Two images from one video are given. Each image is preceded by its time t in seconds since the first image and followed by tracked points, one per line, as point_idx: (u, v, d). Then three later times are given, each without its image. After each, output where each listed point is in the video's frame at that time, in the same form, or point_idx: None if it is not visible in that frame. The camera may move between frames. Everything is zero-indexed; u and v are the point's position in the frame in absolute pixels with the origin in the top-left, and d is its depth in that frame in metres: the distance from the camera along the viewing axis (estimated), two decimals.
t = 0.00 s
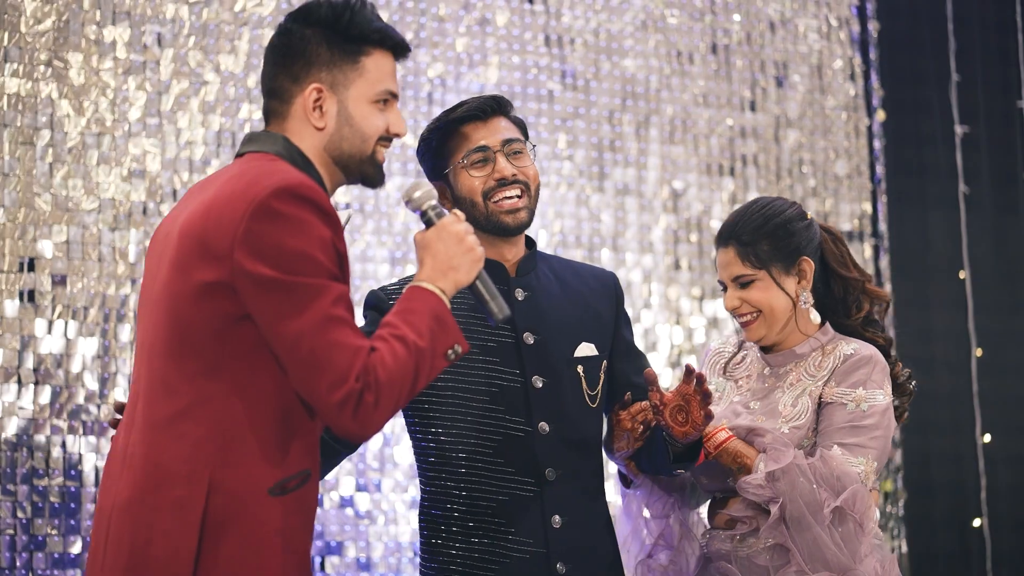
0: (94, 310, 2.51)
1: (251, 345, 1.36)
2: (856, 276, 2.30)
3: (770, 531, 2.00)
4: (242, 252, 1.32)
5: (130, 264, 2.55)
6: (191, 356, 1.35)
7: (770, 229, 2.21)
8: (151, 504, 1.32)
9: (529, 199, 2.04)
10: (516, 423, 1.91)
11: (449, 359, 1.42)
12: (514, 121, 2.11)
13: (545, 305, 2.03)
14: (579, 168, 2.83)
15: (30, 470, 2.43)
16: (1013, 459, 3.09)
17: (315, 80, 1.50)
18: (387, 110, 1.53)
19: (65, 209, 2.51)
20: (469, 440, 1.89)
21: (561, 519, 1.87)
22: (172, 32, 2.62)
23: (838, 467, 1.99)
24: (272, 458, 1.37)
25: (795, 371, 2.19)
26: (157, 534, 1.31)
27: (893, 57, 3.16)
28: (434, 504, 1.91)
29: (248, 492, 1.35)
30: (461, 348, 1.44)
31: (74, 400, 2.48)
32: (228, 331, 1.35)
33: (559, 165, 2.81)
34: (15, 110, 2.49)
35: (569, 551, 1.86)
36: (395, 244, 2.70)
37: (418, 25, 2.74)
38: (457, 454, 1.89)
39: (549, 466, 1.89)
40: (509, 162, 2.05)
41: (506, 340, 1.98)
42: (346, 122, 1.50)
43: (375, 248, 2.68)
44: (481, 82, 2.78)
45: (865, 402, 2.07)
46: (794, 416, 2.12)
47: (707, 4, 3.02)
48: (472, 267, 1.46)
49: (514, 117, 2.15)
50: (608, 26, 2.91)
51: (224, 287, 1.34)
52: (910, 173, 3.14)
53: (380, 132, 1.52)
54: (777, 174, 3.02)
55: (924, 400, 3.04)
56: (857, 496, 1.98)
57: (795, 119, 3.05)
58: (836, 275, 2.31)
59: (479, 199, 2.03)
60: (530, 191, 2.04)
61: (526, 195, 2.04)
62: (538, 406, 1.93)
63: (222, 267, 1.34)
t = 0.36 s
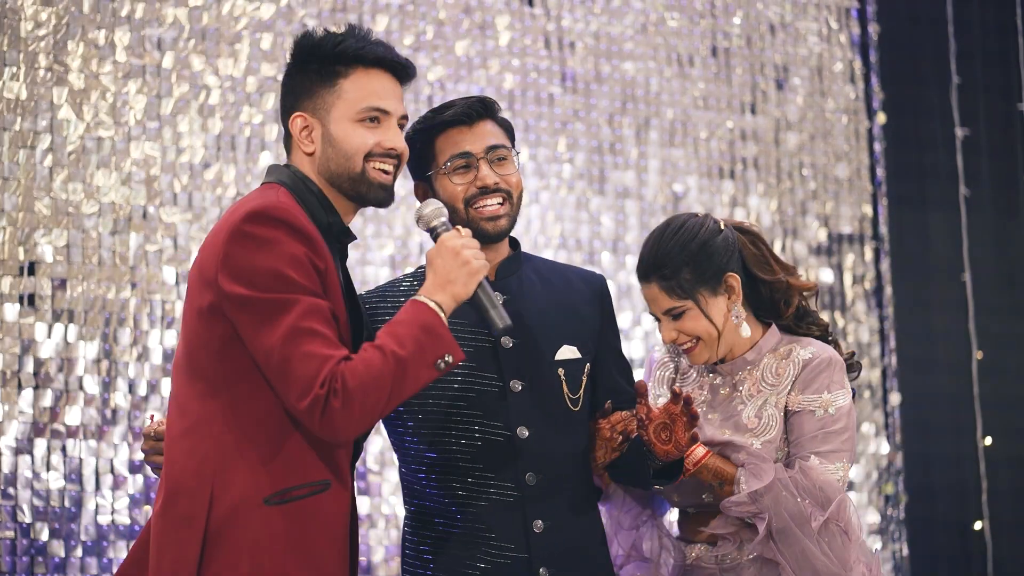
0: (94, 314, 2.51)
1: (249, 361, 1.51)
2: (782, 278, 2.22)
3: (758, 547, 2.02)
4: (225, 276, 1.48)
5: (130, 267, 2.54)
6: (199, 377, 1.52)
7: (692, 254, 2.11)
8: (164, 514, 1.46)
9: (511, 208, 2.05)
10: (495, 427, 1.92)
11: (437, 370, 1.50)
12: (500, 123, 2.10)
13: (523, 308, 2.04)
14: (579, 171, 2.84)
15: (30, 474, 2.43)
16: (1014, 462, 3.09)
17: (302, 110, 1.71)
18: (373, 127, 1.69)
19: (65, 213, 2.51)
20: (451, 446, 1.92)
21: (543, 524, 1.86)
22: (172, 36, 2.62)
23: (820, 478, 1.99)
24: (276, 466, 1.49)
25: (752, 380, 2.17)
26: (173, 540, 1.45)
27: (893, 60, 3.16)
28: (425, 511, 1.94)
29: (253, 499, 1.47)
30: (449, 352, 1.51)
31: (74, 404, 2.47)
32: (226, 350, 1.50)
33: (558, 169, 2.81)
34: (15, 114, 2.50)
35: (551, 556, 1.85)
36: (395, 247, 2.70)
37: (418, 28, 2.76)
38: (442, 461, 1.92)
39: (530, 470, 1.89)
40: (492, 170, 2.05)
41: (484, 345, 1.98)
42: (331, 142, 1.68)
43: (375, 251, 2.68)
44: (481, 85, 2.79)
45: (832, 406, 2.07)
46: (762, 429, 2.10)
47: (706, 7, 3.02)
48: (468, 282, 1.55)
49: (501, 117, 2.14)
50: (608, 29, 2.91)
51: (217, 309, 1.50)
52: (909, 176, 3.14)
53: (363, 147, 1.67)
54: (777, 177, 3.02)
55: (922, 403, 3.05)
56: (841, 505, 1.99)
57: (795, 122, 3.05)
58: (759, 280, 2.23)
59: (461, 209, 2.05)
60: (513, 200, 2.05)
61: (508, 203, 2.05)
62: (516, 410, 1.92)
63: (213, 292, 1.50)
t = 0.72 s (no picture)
0: (94, 316, 2.51)
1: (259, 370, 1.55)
2: (761, 279, 2.16)
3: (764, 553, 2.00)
4: (229, 292, 1.53)
5: (130, 269, 2.54)
6: (213, 390, 1.57)
7: (677, 269, 2.03)
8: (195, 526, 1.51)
9: (499, 215, 2.07)
10: (496, 419, 1.94)
11: (469, 383, 1.54)
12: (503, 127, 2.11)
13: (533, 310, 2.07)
14: (578, 174, 2.84)
15: (30, 476, 2.43)
16: (1014, 464, 3.09)
17: (335, 119, 1.72)
18: (405, 148, 1.72)
19: (64, 215, 2.51)
20: (450, 436, 1.94)
21: (539, 516, 1.89)
22: (172, 39, 2.62)
23: (821, 480, 1.98)
24: (300, 472, 1.53)
25: (741, 384, 2.11)
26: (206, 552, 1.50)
27: (892, 63, 3.16)
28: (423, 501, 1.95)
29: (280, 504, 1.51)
30: (481, 377, 1.55)
31: (74, 406, 2.48)
32: (236, 361, 1.55)
33: (558, 171, 2.81)
34: (15, 117, 2.50)
35: (544, 548, 1.87)
36: (395, 249, 2.70)
37: (417, 31, 2.78)
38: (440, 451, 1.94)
39: (527, 462, 1.92)
40: (482, 176, 2.08)
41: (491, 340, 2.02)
42: (363, 157, 1.70)
43: (375, 253, 2.69)
44: (480, 88, 2.80)
45: (824, 405, 2.04)
46: (755, 433, 2.06)
47: (705, 9, 3.02)
48: (520, 315, 1.60)
49: (515, 122, 2.15)
50: (607, 31, 2.92)
51: (224, 323, 1.54)
52: (909, 179, 3.14)
53: (394, 165, 1.70)
54: (776, 179, 3.02)
55: (920, 404, 3.05)
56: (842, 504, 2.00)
57: (794, 124, 3.05)
58: (741, 284, 2.17)
59: (454, 215, 2.09)
60: (501, 208, 2.06)
61: (497, 211, 2.07)
62: (518, 402, 1.95)
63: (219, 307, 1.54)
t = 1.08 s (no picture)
0: (94, 319, 2.51)
1: (280, 373, 1.57)
2: (789, 272, 2.09)
3: (734, 545, 1.93)
4: (246, 299, 1.55)
5: (130, 272, 2.54)
6: (233, 396, 1.59)
7: (699, 241, 2.01)
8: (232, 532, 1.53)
9: (511, 206, 2.07)
10: (503, 419, 1.96)
11: (487, 365, 1.60)
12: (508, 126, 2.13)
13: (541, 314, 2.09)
14: (578, 177, 2.84)
15: (30, 479, 2.44)
16: (1014, 466, 3.09)
17: (354, 125, 1.71)
18: (418, 160, 1.74)
19: (64, 218, 2.52)
20: (455, 433, 1.95)
21: (539, 518, 1.91)
22: (172, 42, 2.62)
23: (789, 474, 1.87)
24: (329, 467, 1.57)
25: (746, 375, 2.07)
26: (248, 556, 1.53)
27: (892, 66, 3.16)
28: (422, 498, 1.94)
29: (313, 499, 1.55)
30: (495, 351, 1.61)
31: (74, 409, 2.48)
32: (255, 367, 1.57)
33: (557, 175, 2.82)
34: (15, 120, 2.50)
35: (543, 550, 1.90)
36: (394, 252, 2.71)
37: (417, 35, 2.78)
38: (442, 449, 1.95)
39: (531, 463, 1.94)
40: (490, 172, 2.09)
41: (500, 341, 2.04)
42: (380, 167, 1.70)
43: (375, 257, 2.69)
44: (480, 91, 2.80)
45: (816, 401, 1.94)
46: (742, 426, 2.01)
47: (705, 12, 3.02)
48: (520, 290, 1.66)
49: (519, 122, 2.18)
50: (606, 34, 2.92)
51: (241, 330, 1.56)
52: (909, 182, 3.14)
53: (409, 179, 1.72)
54: (776, 181, 3.02)
55: (920, 407, 3.05)
56: (813, 504, 1.85)
57: (794, 126, 3.05)
58: (767, 273, 2.10)
59: (466, 212, 2.10)
60: (512, 198, 2.07)
61: (509, 202, 2.07)
62: (526, 402, 1.98)
63: (235, 315, 1.56)
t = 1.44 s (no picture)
0: (96, 319, 2.51)
1: (274, 371, 1.59)
2: (852, 287, 2.09)
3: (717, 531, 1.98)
4: (238, 298, 1.57)
5: (132, 273, 2.54)
6: (232, 397, 1.60)
7: (763, 211, 2.10)
8: (240, 531, 1.54)
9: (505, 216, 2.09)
10: (508, 420, 2.00)
11: (476, 352, 1.62)
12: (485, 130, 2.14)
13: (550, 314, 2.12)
14: (580, 178, 2.84)
15: (33, 479, 2.44)
16: (1016, 468, 3.09)
17: (329, 123, 1.74)
18: (398, 150, 1.75)
19: (67, 219, 2.52)
20: (461, 435, 1.99)
21: (546, 517, 1.94)
22: (175, 42, 2.63)
23: (769, 467, 1.90)
24: (329, 463, 1.57)
25: (760, 366, 2.09)
26: (257, 554, 1.54)
27: (895, 67, 3.16)
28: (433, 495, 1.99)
29: (316, 495, 1.55)
30: (483, 336, 1.63)
31: (76, 409, 2.48)
32: (251, 365, 1.59)
33: (559, 175, 2.82)
34: (17, 120, 2.51)
35: (552, 550, 1.93)
36: (397, 253, 2.71)
37: (419, 35, 2.78)
38: (452, 451, 1.99)
39: (537, 465, 1.97)
40: (476, 184, 2.10)
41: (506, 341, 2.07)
42: (357, 160, 1.72)
43: (377, 257, 2.69)
44: (482, 92, 2.80)
45: (812, 398, 1.95)
46: (744, 416, 2.03)
47: (707, 13, 3.02)
48: (506, 274, 1.69)
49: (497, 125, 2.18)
50: (609, 35, 2.92)
51: (235, 330, 1.58)
52: (911, 183, 3.14)
53: (389, 168, 1.72)
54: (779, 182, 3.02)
55: (926, 409, 3.04)
56: (788, 499, 1.87)
57: (797, 127, 3.05)
58: (827, 278, 2.11)
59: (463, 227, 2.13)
60: (503, 208, 2.09)
61: (500, 212, 2.09)
62: (531, 404, 2.01)
63: (228, 316, 1.58)
